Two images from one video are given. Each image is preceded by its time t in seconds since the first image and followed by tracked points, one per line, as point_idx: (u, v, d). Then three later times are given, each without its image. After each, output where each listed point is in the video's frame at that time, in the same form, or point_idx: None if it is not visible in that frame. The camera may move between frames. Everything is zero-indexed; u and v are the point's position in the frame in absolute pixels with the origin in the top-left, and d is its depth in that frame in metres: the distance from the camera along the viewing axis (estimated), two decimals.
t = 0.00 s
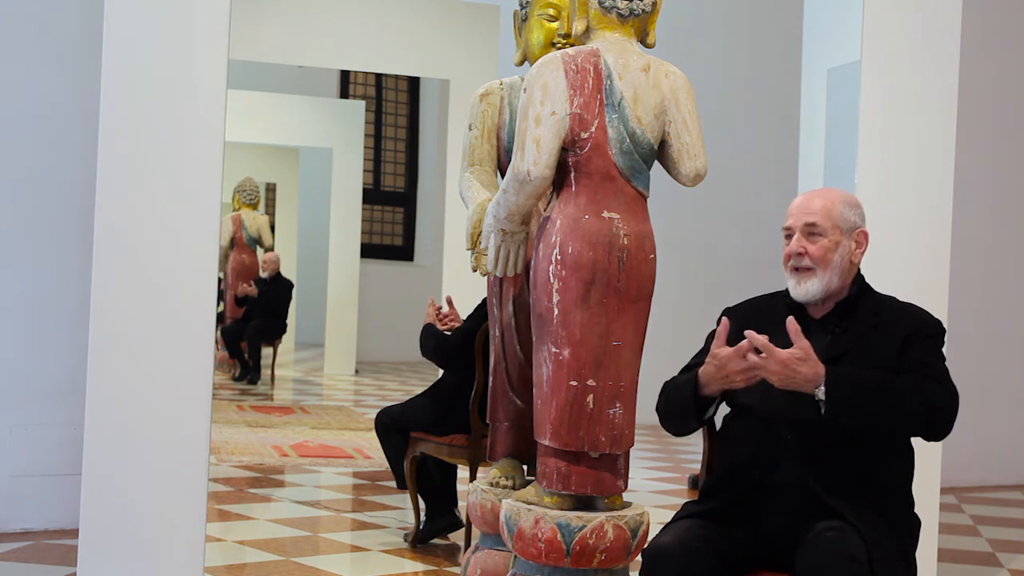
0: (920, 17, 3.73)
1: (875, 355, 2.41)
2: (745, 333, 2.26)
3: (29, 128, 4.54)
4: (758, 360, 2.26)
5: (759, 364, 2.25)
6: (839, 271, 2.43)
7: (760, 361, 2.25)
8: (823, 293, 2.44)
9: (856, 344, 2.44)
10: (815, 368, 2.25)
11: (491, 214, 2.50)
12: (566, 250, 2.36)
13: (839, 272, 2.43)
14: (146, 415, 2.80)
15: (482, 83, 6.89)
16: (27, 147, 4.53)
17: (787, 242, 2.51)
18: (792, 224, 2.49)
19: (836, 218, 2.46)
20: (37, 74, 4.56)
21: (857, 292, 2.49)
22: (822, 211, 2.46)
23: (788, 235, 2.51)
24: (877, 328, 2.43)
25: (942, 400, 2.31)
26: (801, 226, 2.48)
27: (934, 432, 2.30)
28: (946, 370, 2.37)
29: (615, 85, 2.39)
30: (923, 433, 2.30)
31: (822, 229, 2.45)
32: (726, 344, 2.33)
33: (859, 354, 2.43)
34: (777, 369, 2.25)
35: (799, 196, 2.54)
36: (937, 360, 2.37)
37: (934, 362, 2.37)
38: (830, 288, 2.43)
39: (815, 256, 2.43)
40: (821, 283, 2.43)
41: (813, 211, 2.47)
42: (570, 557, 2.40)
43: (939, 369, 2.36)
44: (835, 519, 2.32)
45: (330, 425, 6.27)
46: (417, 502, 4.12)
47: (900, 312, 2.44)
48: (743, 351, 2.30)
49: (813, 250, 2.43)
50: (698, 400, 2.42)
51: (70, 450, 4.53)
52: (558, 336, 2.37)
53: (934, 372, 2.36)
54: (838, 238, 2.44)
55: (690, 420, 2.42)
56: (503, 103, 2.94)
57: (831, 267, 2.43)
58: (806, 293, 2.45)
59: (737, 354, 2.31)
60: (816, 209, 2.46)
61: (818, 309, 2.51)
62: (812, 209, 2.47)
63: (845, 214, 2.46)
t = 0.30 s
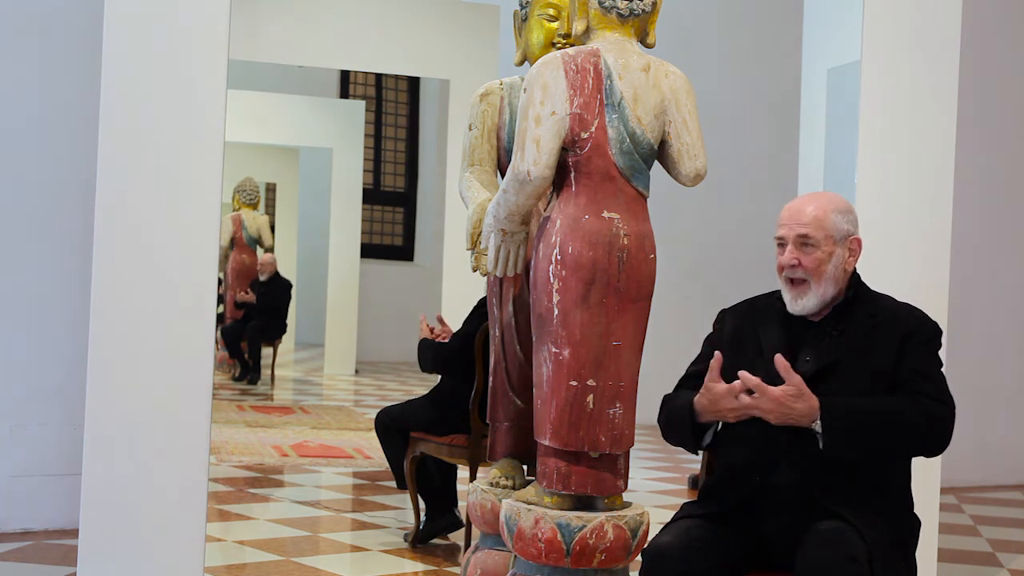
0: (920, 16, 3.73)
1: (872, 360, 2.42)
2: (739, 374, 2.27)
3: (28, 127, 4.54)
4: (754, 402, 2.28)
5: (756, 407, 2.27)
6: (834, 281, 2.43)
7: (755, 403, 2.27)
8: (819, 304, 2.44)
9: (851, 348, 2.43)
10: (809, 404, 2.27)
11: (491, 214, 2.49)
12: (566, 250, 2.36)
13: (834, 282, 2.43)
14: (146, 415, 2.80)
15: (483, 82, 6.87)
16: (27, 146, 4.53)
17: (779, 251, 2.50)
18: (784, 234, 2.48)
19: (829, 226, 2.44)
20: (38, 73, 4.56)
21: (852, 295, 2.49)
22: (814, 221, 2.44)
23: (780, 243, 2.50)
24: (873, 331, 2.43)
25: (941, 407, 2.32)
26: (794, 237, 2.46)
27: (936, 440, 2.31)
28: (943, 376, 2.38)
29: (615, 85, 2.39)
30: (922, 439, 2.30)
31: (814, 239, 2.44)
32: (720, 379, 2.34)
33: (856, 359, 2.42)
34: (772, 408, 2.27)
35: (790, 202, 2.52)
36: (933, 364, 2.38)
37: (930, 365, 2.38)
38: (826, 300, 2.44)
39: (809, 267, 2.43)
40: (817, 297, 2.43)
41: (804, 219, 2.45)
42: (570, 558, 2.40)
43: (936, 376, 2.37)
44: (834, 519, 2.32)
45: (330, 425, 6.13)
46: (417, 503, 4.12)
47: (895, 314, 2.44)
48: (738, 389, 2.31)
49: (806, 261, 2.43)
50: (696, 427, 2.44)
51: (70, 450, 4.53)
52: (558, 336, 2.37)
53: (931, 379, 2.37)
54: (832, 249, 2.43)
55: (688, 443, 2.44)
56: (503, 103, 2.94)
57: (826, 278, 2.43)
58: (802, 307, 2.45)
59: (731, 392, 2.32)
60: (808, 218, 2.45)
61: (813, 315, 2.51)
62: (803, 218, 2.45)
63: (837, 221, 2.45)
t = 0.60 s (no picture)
0: (920, 16, 3.73)
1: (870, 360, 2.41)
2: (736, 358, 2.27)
3: (27, 126, 4.53)
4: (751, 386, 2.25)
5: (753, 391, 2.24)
6: (829, 286, 2.43)
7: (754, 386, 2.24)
8: (814, 310, 2.45)
9: (849, 347, 2.43)
10: (806, 386, 2.25)
11: (491, 214, 2.49)
12: (566, 250, 2.36)
13: (830, 287, 2.43)
14: (147, 415, 2.80)
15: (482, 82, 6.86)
16: (27, 145, 4.53)
17: (774, 255, 2.48)
18: (779, 238, 2.45)
19: (824, 231, 2.42)
20: (38, 74, 4.56)
21: (850, 294, 2.49)
22: (808, 226, 2.42)
23: (775, 247, 2.48)
24: (870, 331, 2.43)
25: (938, 405, 2.32)
26: (788, 242, 2.44)
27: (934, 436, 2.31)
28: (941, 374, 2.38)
29: (615, 85, 2.39)
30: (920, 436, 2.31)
31: (809, 245, 2.41)
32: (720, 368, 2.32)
33: (854, 358, 2.42)
34: (770, 391, 2.23)
35: (786, 205, 2.50)
36: (930, 361, 2.38)
37: (927, 363, 2.38)
38: (821, 304, 2.44)
39: (804, 274, 2.42)
40: (813, 302, 2.44)
41: (799, 225, 2.43)
42: (569, 558, 2.40)
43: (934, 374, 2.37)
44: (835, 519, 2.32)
45: (330, 425, 6.16)
46: (416, 502, 4.12)
47: (893, 312, 2.44)
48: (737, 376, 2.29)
49: (801, 269, 2.42)
50: (691, 414, 2.43)
51: (70, 449, 4.53)
52: (558, 336, 2.37)
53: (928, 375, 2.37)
54: (827, 254, 2.42)
55: (682, 431, 2.44)
56: (503, 102, 2.94)
57: (821, 284, 2.42)
58: (798, 312, 2.46)
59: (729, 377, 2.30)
60: (803, 223, 2.43)
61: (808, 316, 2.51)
62: (798, 223, 2.43)
63: (832, 225, 2.43)
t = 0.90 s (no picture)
0: (920, 16, 3.73)
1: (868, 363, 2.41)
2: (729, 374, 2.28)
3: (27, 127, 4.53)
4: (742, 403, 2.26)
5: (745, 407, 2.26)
6: (831, 273, 2.43)
7: (745, 404, 2.26)
8: (814, 296, 2.44)
9: (848, 346, 2.43)
10: (798, 402, 2.27)
11: (491, 214, 2.50)
12: (566, 250, 2.36)
13: (832, 274, 2.43)
14: (147, 414, 2.80)
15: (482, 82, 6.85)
16: (27, 145, 4.53)
17: (778, 244, 2.51)
18: (783, 226, 2.49)
19: (827, 219, 2.45)
20: (39, 73, 4.56)
21: (850, 292, 2.49)
22: (812, 213, 2.45)
23: (779, 235, 2.51)
24: (869, 331, 2.42)
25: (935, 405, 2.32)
26: (792, 229, 2.47)
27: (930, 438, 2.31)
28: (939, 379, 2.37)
29: (615, 85, 2.39)
30: (917, 437, 2.31)
31: (813, 230, 2.44)
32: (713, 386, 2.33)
33: (852, 358, 2.42)
34: (762, 408, 2.25)
35: (790, 196, 2.53)
36: (927, 362, 2.38)
37: (924, 364, 2.38)
38: (823, 291, 2.43)
39: (807, 259, 2.43)
40: (814, 287, 2.43)
41: (804, 213, 2.46)
42: (570, 558, 2.40)
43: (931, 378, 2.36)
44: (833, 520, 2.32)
45: (330, 425, 6.16)
46: (416, 503, 4.12)
47: (893, 311, 2.44)
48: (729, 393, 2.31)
49: (804, 253, 2.43)
50: (685, 427, 2.44)
51: (70, 449, 4.52)
52: (558, 336, 2.37)
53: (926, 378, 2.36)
54: (830, 240, 2.44)
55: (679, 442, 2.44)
56: (503, 102, 2.94)
57: (823, 270, 2.42)
58: (798, 297, 2.45)
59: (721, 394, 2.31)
60: (807, 211, 2.46)
61: (809, 314, 2.53)
62: (802, 210, 2.47)
63: (836, 214, 2.46)
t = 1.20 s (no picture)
0: (920, 16, 3.73)
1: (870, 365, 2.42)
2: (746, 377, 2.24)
3: (27, 127, 4.53)
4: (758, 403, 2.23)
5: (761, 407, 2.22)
6: (838, 269, 2.45)
7: (759, 408, 2.23)
8: (820, 290, 2.45)
9: (853, 344, 2.43)
10: (811, 402, 2.24)
11: (491, 214, 2.50)
12: (566, 250, 2.36)
13: (838, 271, 2.45)
14: (146, 415, 2.80)
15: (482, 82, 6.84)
16: (28, 146, 4.54)
17: (786, 240, 2.54)
18: (792, 223, 2.52)
19: (835, 216, 2.48)
20: (39, 74, 4.56)
21: (854, 293, 2.50)
22: (820, 210, 2.49)
23: (788, 233, 2.54)
24: (873, 331, 2.43)
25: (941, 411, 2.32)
26: (801, 226, 2.50)
27: (935, 440, 2.31)
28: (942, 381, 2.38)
29: (615, 85, 2.39)
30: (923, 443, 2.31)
31: (821, 227, 2.48)
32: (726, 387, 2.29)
33: (856, 357, 2.42)
34: (776, 411, 2.22)
35: (796, 196, 2.57)
36: (931, 365, 2.39)
37: (928, 367, 2.38)
38: (828, 286, 2.45)
39: (815, 254, 2.45)
40: (819, 281, 2.44)
41: (812, 210, 2.49)
42: (570, 558, 2.40)
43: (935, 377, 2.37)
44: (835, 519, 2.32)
45: (330, 425, 6.12)
46: (417, 502, 4.12)
47: (896, 313, 2.45)
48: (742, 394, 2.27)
49: (813, 248, 2.45)
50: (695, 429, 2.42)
51: (70, 449, 4.52)
52: (558, 336, 2.37)
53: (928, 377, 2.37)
54: (838, 237, 2.47)
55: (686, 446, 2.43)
56: (503, 102, 2.94)
57: (830, 265, 2.44)
58: (803, 290, 2.46)
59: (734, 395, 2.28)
60: (815, 208, 2.49)
61: (812, 314, 2.54)
62: (811, 207, 2.49)
63: (844, 212, 2.49)
